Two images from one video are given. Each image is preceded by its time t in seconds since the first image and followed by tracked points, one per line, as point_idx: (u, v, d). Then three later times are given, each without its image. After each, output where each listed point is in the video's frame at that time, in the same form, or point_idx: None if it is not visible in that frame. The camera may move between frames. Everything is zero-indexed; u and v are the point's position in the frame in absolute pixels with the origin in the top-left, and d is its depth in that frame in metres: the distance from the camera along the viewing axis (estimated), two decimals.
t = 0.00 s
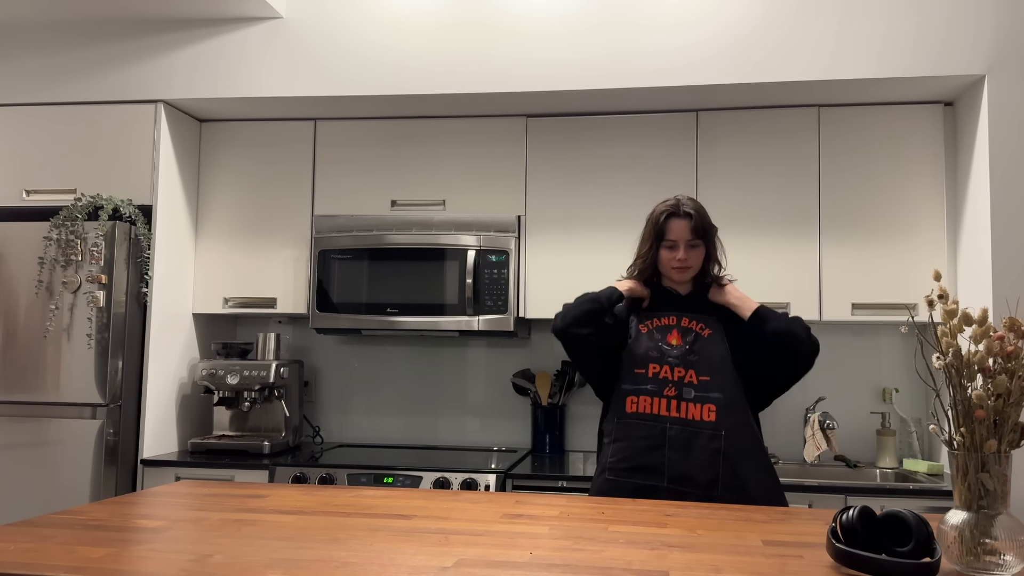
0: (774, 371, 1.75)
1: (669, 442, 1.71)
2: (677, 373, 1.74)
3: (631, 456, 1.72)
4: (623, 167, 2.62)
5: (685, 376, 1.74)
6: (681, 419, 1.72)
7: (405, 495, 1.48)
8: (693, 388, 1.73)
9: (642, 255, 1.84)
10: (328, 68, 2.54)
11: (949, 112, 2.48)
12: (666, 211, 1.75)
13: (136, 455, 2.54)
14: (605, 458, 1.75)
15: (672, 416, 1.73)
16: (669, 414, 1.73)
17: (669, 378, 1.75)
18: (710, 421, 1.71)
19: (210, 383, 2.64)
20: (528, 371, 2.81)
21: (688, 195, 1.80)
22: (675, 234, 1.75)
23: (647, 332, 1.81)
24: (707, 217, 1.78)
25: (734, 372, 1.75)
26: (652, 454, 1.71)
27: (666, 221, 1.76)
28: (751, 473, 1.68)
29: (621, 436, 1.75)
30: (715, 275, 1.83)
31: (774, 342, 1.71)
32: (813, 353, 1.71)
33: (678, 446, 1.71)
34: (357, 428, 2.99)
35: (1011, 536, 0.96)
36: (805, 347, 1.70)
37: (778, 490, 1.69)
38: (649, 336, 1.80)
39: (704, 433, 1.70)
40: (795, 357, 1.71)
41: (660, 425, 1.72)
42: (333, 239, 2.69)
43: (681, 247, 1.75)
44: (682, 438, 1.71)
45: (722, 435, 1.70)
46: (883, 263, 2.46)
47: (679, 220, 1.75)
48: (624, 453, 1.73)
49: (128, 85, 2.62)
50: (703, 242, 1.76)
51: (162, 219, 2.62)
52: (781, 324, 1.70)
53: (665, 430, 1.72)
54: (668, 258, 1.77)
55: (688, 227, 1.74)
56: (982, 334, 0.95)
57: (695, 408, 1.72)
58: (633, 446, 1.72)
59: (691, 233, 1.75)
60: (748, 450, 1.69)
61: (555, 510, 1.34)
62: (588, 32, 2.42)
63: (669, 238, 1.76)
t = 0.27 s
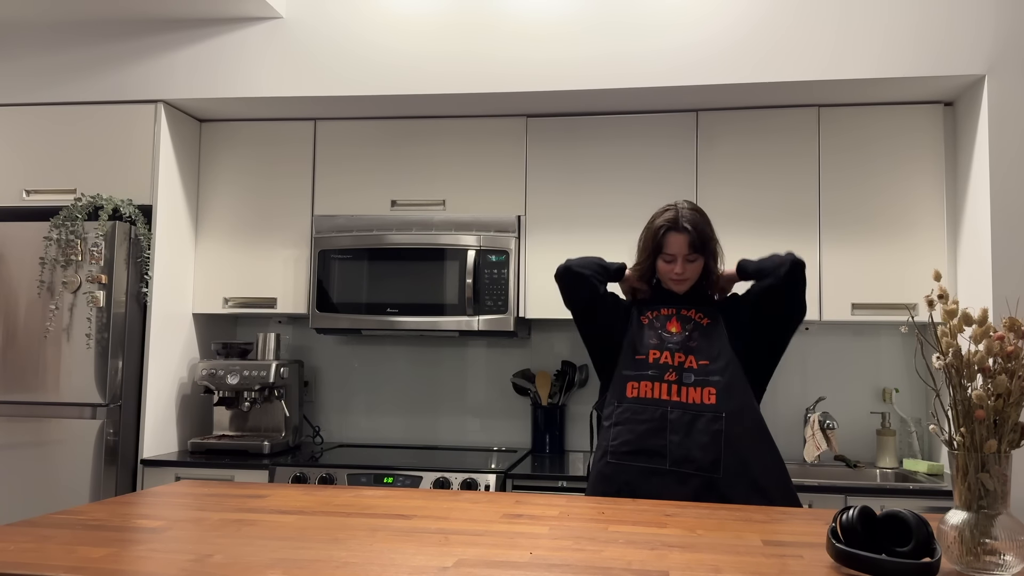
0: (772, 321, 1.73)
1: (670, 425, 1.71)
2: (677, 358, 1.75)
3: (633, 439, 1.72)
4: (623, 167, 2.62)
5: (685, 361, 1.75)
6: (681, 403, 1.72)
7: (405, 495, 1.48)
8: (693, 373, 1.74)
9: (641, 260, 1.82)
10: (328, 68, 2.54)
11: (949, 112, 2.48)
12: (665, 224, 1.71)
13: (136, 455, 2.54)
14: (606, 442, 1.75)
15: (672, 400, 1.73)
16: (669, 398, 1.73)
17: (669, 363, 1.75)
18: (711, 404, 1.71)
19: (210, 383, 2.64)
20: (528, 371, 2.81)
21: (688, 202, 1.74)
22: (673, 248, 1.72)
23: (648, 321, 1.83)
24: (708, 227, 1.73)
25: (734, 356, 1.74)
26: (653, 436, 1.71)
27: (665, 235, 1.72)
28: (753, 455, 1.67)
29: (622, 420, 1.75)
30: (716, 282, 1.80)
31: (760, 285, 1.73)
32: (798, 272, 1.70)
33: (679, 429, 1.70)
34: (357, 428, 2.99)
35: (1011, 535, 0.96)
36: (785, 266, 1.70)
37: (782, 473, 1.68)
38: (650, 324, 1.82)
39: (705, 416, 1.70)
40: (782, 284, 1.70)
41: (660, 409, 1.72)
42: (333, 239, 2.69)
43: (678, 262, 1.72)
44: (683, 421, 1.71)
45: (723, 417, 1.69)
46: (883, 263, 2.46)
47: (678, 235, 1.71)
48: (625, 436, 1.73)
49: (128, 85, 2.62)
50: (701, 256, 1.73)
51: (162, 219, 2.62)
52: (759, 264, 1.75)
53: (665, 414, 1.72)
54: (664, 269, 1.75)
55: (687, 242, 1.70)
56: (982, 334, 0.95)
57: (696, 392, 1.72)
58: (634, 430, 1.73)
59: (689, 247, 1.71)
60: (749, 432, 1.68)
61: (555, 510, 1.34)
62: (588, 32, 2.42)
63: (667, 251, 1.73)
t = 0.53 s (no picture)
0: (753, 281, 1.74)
1: (669, 414, 1.71)
2: (675, 348, 1.76)
3: (632, 428, 1.71)
4: (623, 167, 2.62)
5: (683, 351, 1.76)
6: (679, 392, 1.73)
7: (405, 495, 1.48)
8: (691, 362, 1.75)
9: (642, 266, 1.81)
10: (328, 68, 2.54)
11: (949, 112, 2.48)
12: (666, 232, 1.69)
13: (136, 455, 2.54)
14: (605, 431, 1.75)
15: (671, 388, 1.73)
16: (667, 386, 1.73)
17: (668, 352, 1.76)
18: (709, 393, 1.71)
19: (210, 384, 2.64)
20: (528, 371, 2.81)
21: (691, 208, 1.72)
22: (673, 255, 1.71)
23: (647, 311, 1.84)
24: (708, 234, 1.71)
25: (731, 345, 1.76)
26: (652, 424, 1.71)
27: (666, 242, 1.70)
28: (751, 443, 1.67)
29: (621, 408, 1.74)
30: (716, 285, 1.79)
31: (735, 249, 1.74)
32: (768, 224, 1.69)
33: (678, 418, 1.71)
34: (357, 428, 2.99)
35: (1011, 536, 0.96)
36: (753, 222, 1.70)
37: (781, 460, 1.68)
38: (649, 315, 1.83)
39: (703, 404, 1.71)
40: (753, 242, 1.70)
41: (659, 397, 1.72)
42: (333, 239, 2.69)
43: (679, 269, 1.72)
44: (682, 410, 1.71)
45: (721, 405, 1.70)
46: (883, 263, 2.46)
47: (679, 243, 1.69)
48: (625, 424, 1.72)
49: (128, 85, 2.62)
50: (702, 263, 1.72)
51: (162, 219, 2.62)
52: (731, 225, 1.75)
53: (664, 402, 1.72)
54: (664, 275, 1.75)
55: (687, 250, 1.69)
56: (982, 334, 0.95)
57: (693, 381, 1.73)
58: (633, 418, 1.72)
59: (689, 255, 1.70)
60: (747, 420, 1.69)
61: (555, 510, 1.34)
62: (588, 33, 2.42)
63: (667, 258, 1.72)
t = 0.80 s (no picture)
0: (749, 278, 1.74)
1: (670, 410, 1.71)
2: (675, 344, 1.77)
3: (633, 424, 1.71)
4: (622, 167, 2.62)
5: (683, 348, 1.76)
6: (680, 389, 1.73)
7: (405, 495, 1.48)
8: (690, 359, 1.75)
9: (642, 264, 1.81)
10: (328, 67, 2.54)
11: (949, 112, 2.48)
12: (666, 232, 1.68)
13: (136, 455, 2.54)
14: (606, 427, 1.74)
15: (671, 385, 1.73)
16: (668, 383, 1.73)
17: (668, 349, 1.77)
18: (709, 390, 1.71)
19: (210, 383, 2.64)
20: (529, 371, 2.81)
21: (691, 209, 1.71)
22: (673, 256, 1.70)
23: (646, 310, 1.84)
24: (708, 235, 1.71)
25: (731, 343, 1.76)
26: (653, 421, 1.71)
27: (666, 242, 1.69)
28: (752, 440, 1.67)
29: (622, 405, 1.74)
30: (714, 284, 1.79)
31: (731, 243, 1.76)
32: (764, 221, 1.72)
33: (679, 415, 1.71)
34: (357, 428, 2.99)
35: (1011, 536, 0.96)
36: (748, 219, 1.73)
37: (780, 458, 1.68)
38: (649, 313, 1.84)
39: (704, 401, 1.71)
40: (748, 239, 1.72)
41: (660, 394, 1.72)
42: (333, 239, 2.69)
43: (678, 270, 1.71)
44: (683, 406, 1.71)
45: (722, 402, 1.70)
46: (883, 263, 2.46)
47: (679, 243, 1.68)
48: (626, 421, 1.72)
49: (128, 85, 2.62)
50: (701, 264, 1.71)
51: (163, 219, 2.62)
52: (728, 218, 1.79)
53: (665, 399, 1.72)
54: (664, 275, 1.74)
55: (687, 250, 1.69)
56: (982, 334, 0.95)
57: (693, 378, 1.73)
58: (635, 415, 1.72)
59: (689, 256, 1.69)
60: (748, 417, 1.69)
61: (555, 510, 1.34)
62: (588, 32, 2.42)
63: (666, 259, 1.71)
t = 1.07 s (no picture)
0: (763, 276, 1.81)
1: (679, 404, 1.71)
2: (673, 340, 1.77)
3: (646, 422, 1.70)
4: (622, 168, 2.62)
5: (683, 342, 1.76)
6: (686, 382, 1.73)
7: (405, 495, 1.48)
8: (692, 351, 1.75)
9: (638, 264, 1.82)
10: (328, 67, 2.54)
11: (949, 112, 2.48)
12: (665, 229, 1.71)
13: (136, 455, 2.54)
14: (618, 428, 1.72)
15: (677, 380, 1.73)
16: (674, 378, 1.73)
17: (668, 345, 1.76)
18: (714, 379, 1.72)
19: (210, 383, 2.64)
20: (529, 371, 2.81)
21: (688, 207, 1.75)
22: (671, 253, 1.72)
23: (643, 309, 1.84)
24: (705, 233, 1.74)
25: (728, 333, 1.78)
26: (665, 416, 1.70)
27: (665, 240, 1.72)
28: (763, 424, 1.68)
29: (632, 405, 1.72)
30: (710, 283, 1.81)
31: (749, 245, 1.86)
32: (782, 230, 1.84)
33: (689, 407, 1.70)
34: (358, 428, 2.99)
35: (1011, 535, 0.96)
36: (771, 223, 1.84)
37: (790, 438, 1.69)
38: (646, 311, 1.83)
39: (711, 391, 1.71)
40: (769, 240, 1.82)
41: (668, 390, 1.72)
42: (333, 239, 2.69)
43: (676, 267, 1.73)
44: (692, 398, 1.71)
45: (729, 390, 1.70)
46: (883, 263, 2.46)
47: (678, 241, 1.71)
48: (638, 419, 1.71)
49: (128, 85, 2.62)
50: (698, 262, 1.75)
51: (162, 218, 2.62)
52: (745, 221, 1.90)
53: (673, 395, 1.71)
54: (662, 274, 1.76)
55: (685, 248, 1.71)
56: (982, 334, 0.95)
57: (697, 369, 1.73)
58: (645, 413, 1.71)
59: (688, 253, 1.72)
60: (756, 401, 1.69)
61: (555, 510, 1.34)
62: (588, 32, 2.42)
63: (665, 257, 1.73)
